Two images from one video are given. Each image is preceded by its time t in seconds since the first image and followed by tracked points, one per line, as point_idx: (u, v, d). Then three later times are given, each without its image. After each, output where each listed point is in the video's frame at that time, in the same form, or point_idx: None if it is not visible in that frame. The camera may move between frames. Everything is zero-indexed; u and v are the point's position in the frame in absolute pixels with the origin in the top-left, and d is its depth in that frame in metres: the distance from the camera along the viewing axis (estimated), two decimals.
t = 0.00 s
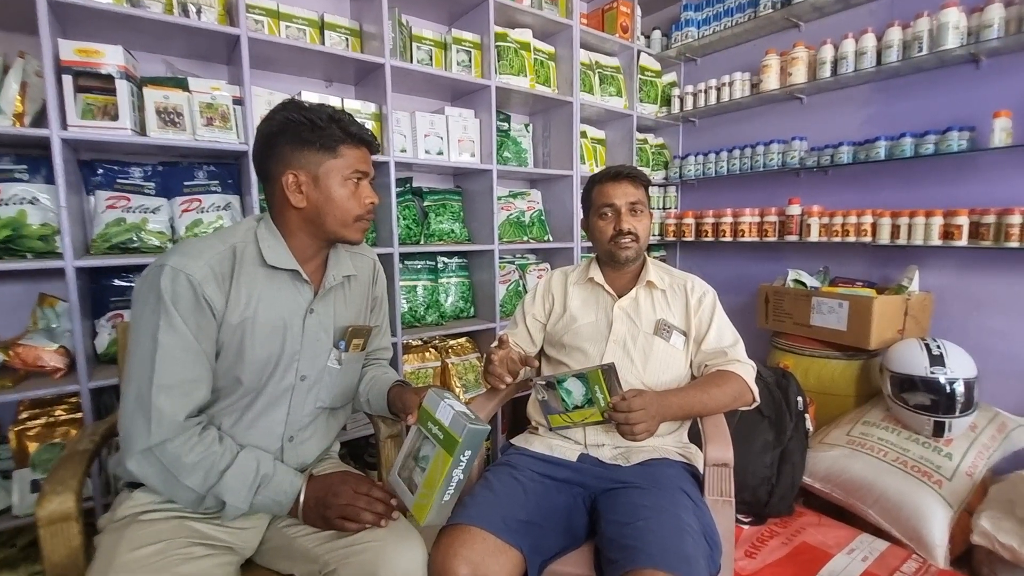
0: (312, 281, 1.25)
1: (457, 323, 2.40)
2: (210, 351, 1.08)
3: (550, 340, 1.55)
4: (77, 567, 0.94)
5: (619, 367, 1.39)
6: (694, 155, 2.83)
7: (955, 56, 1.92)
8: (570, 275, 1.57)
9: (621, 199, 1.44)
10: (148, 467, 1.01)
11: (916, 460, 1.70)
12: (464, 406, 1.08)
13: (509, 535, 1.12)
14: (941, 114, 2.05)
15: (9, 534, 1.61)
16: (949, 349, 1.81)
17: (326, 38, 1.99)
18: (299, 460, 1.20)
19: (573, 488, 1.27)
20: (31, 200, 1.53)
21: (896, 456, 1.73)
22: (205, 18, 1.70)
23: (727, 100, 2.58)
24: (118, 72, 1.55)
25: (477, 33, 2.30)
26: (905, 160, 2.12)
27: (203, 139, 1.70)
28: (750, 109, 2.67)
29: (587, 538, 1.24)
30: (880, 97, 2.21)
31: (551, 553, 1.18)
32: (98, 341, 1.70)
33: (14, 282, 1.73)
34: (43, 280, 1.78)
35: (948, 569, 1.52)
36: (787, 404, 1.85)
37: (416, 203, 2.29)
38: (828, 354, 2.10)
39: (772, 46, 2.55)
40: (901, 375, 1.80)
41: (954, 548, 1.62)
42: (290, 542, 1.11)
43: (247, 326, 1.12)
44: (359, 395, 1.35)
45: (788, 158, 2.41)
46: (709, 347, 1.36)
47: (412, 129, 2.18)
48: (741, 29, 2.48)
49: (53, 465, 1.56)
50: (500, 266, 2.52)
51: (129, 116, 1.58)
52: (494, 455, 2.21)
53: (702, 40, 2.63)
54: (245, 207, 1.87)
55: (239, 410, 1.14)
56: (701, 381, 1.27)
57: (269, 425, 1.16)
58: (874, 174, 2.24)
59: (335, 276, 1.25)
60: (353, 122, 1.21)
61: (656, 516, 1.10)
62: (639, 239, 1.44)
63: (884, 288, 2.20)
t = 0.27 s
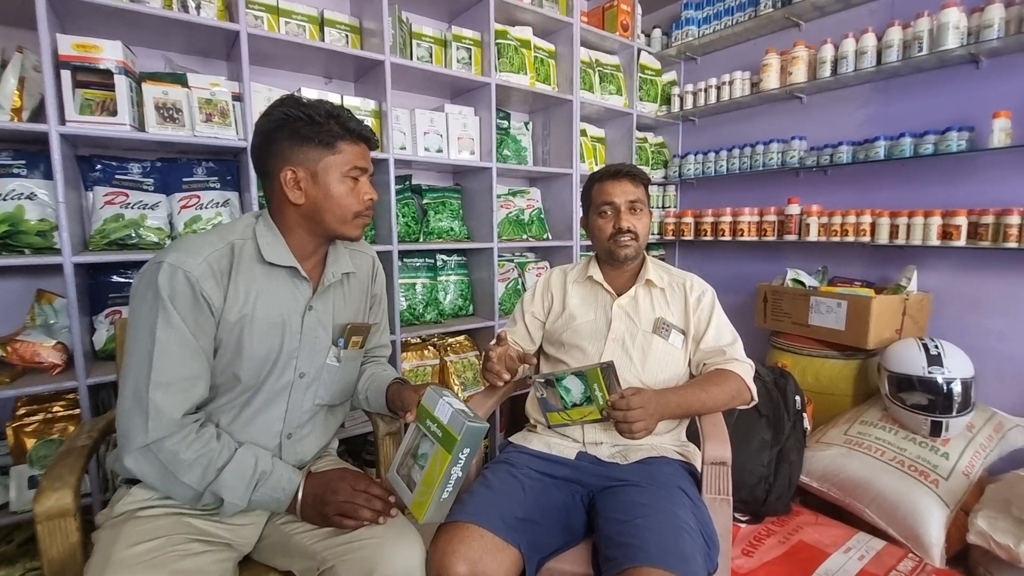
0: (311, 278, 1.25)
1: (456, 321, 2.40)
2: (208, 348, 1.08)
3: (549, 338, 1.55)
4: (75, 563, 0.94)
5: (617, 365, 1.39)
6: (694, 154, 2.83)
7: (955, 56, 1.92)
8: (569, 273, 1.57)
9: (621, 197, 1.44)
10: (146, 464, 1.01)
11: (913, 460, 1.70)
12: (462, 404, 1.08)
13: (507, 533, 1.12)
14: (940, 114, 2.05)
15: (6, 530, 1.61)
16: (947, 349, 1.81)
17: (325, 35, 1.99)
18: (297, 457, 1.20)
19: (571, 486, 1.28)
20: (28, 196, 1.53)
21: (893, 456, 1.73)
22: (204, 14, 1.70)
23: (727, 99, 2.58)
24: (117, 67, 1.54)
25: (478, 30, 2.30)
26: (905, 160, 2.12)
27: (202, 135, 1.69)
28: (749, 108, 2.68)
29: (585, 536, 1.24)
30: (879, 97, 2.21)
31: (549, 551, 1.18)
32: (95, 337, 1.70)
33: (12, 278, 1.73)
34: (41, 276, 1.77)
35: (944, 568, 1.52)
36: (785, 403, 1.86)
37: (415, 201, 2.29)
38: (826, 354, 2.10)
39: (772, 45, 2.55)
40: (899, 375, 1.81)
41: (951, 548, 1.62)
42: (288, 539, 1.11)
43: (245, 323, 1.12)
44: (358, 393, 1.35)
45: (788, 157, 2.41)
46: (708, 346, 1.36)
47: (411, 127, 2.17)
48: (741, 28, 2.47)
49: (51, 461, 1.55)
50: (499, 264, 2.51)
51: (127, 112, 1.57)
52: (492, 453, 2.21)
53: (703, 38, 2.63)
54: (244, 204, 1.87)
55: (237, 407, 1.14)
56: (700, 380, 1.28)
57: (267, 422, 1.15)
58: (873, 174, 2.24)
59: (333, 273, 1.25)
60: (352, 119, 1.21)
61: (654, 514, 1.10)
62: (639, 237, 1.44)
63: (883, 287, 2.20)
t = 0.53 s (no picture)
0: (309, 278, 1.25)
1: (455, 321, 2.40)
2: (205, 348, 1.08)
3: (548, 339, 1.55)
4: (74, 563, 0.94)
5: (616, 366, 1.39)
6: (694, 154, 2.83)
7: (954, 57, 1.92)
8: (569, 274, 1.57)
9: (620, 198, 1.45)
10: (143, 464, 1.01)
11: (911, 460, 1.70)
12: (461, 405, 1.08)
13: (507, 533, 1.12)
14: (940, 115, 2.05)
15: (5, 530, 1.61)
16: (946, 350, 1.81)
17: (325, 35, 1.99)
18: (296, 457, 1.20)
19: (571, 486, 1.28)
20: (28, 196, 1.53)
21: (892, 456, 1.74)
22: (204, 14, 1.69)
23: (726, 100, 2.58)
24: (117, 67, 1.54)
25: (478, 31, 2.30)
26: (904, 161, 2.12)
27: (201, 135, 1.69)
28: (749, 109, 2.68)
29: (584, 536, 1.24)
30: (879, 98, 2.21)
31: (548, 551, 1.18)
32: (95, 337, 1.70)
33: (11, 278, 1.73)
34: (41, 276, 1.77)
35: (942, 569, 1.52)
36: (784, 404, 1.86)
37: (415, 201, 2.29)
38: (826, 354, 2.11)
39: (772, 46, 2.55)
40: (898, 376, 1.81)
41: (949, 548, 1.62)
42: (287, 540, 1.11)
43: (242, 323, 1.12)
44: (357, 393, 1.35)
45: (787, 158, 2.42)
46: (708, 346, 1.36)
47: (411, 127, 2.18)
48: (741, 29, 2.48)
49: (50, 461, 1.55)
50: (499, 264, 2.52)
51: (127, 112, 1.57)
52: (491, 453, 2.21)
53: (703, 39, 2.63)
54: (243, 204, 1.87)
55: (235, 407, 1.14)
56: (699, 381, 1.28)
57: (265, 422, 1.16)
58: (872, 175, 2.25)
59: (332, 273, 1.25)
60: (350, 118, 1.21)
61: (653, 515, 1.10)
62: (638, 238, 1.44)
63: (882, 288, 2.21)
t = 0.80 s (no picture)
0: (310, 279, 1.25)
1: (456, 322, 2.40)
2: (206, 349, 1.09)
3: (548, 340, 1.55)
4: (76, 563, 0.94)
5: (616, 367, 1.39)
6: (694, 156, 2.83)
7: (954, 59, 1.92)
8: (569, 275, 1.57)
9: (621, 199, 1.45)
10: (144, 465, 1.01)
11: (911, 462, 1.70)
12: (462, 406, 1.08)
13: (507, 535, 1.13)
14: (939, 117, 2.06)
15: (5, 531, 1.61)
16: (946, 351, 1.81)
17: (326, 37, 1.99)
18: (296, 458, 1.20)
19: (571, 488, 1.28)
20: (29, 197, 1.53)
21: (892, 458, 1.74)
22: (205, 16, 1.70)
23: (726, 102, 2.59)
24: (118, 69, 1.55)
25: (478, 33, 2.30)
26: (904, 162, 2.13)
27: (202, 137, 1.70)
28: (749, 111, 2.68)
29: (585, 537, 1.24)
30: (878, 100, 2.22)
31: (548, 553, 1.19)
32: (96, 339, 1.70)
33: (12, 279, 1.73)
34: (42, 277, 1.77)
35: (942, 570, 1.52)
36: (784, 405, 1.86)
37: (416, 203, 2.29)
38: (826, 356, 2.11)
39: (772, 48, 2.55)
40: (898, 378, 1.81)
41: (949, 550, 1.62)
42: (288, 541, 1.11)
43: (243, 324, 1.12)
44: (358, 394, 1.35)
45: (787, 159, 2.42)
46: (708, 347, 1.36)
47: (412, 128, 2.18)
48: (741, 31, 2.48)
49: (51, 463, 1.55)
50: (499, 266, 2.52)
51: (128, 113, 1.58)
52: (491, 454, 2.21)
53: (703, 41, 2.64)
54: (244, 205, 1.88)
55: (236, 408, 1.14)
56: (699, 382, 1.28)
57: (266, 423, 1.16)
58: (872, 176, 2.25)
59: (333, 274, 1.25)
60: (351, 120, 1.21)
61: (653, 516, 1.10)
62: (638, 239, 1.44)
63: (882, 290, 2.21)
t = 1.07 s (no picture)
0: (310, 280, 1.26)
1: (456, 324, 2.41)
2: (206, 350, 1.09)
3: (548, 342, 1.55)
4: (77, 564, 0.94)
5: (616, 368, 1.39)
6: (694, 157, 2.84)
7: (953, 61, 1.93)
8: (569, 277, 1.57)
9: (621, 201, 1.45)
10: (145, 466, 1.02)
11: (911, 463, 1.70)
12: (462, 408, 1.09)
13: (507, 536, 1.13)
14: (939, 119, 2.06)
15: (6, 531, 1.61)
16: (946, 353, 1.82)
17: (327, 39, 2.00)
18: (296, 459, 1.21)
19: (571, 489, 1.28)
20: (31, 199, 1.54)
21: (892, 459, 1.74)
22: (207, 18, 1.70)
23: (727, 104, 2.59)
24: (120, 71, 1.55)
25: (479, 34, 2.31)
26: (903, 164, 2.13)
27: (204, 139, 1.70)
28: (749, 112, 2.69)
29: (585, 539, 1.25)
30: (878, 102, 2.22)
31: (548, 554, 1.19)
32: (97, 340, 1.70)
33: (14, 281, 1.73)
34: (44, 279, 1.78)
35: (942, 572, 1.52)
36: (784, 407, 1.86)
37: (416, 204, 2.30)
38: (826, 357, 2.11)
39: (772, 50, 2.56)
40: (898, 379, 1.81)
41: (949, 552, 1.62)
42: (288, 542, 1.11)
43: (243, 326, 1.13)
44: (358, 396, 1.35)
45: (788, 161, 2.42)
46: (708, 349, 1.37)
47: (412, 130, 2.18)
48: (741, 32, 2.49)
49: (52, 463, 1.55)
50: (499, 267, 2.52)
51: (130, 115, 1.58)
52: (492, 455, 2.22)
53: (703, 43, 2.64)
54: (245, 207, 1.88)
55: (236, 409, 1.14)
56: (699, 383, 1.28)
57: (266, 424, 1.16)
58: (872, 178, 2.25)
59: (333, 275, 1.26)
60: (350, 122, 1.22)
61: (653, 518, 1.11)
62: (638, 241, 1.44)
63: (882, 291, 2.21)
